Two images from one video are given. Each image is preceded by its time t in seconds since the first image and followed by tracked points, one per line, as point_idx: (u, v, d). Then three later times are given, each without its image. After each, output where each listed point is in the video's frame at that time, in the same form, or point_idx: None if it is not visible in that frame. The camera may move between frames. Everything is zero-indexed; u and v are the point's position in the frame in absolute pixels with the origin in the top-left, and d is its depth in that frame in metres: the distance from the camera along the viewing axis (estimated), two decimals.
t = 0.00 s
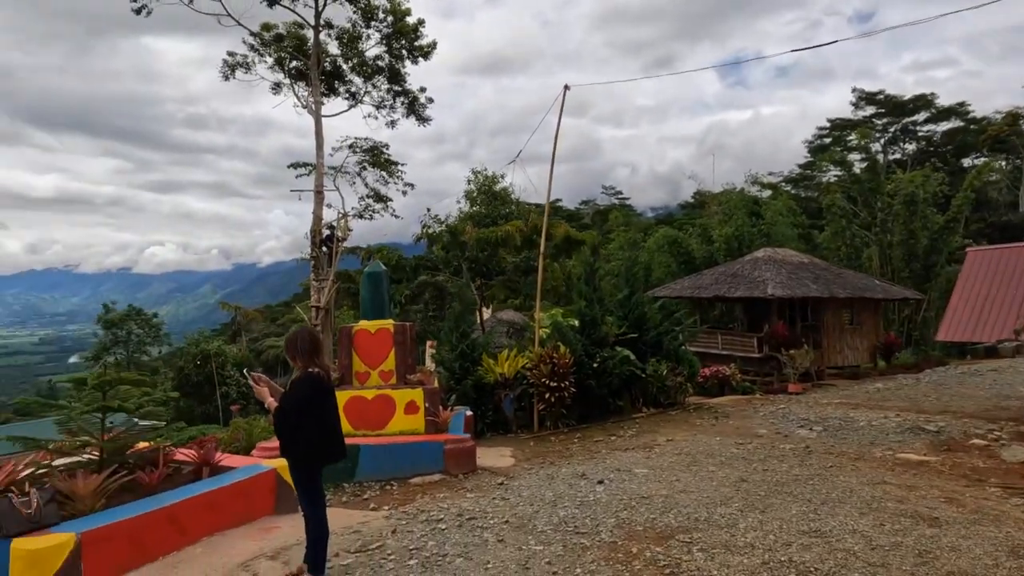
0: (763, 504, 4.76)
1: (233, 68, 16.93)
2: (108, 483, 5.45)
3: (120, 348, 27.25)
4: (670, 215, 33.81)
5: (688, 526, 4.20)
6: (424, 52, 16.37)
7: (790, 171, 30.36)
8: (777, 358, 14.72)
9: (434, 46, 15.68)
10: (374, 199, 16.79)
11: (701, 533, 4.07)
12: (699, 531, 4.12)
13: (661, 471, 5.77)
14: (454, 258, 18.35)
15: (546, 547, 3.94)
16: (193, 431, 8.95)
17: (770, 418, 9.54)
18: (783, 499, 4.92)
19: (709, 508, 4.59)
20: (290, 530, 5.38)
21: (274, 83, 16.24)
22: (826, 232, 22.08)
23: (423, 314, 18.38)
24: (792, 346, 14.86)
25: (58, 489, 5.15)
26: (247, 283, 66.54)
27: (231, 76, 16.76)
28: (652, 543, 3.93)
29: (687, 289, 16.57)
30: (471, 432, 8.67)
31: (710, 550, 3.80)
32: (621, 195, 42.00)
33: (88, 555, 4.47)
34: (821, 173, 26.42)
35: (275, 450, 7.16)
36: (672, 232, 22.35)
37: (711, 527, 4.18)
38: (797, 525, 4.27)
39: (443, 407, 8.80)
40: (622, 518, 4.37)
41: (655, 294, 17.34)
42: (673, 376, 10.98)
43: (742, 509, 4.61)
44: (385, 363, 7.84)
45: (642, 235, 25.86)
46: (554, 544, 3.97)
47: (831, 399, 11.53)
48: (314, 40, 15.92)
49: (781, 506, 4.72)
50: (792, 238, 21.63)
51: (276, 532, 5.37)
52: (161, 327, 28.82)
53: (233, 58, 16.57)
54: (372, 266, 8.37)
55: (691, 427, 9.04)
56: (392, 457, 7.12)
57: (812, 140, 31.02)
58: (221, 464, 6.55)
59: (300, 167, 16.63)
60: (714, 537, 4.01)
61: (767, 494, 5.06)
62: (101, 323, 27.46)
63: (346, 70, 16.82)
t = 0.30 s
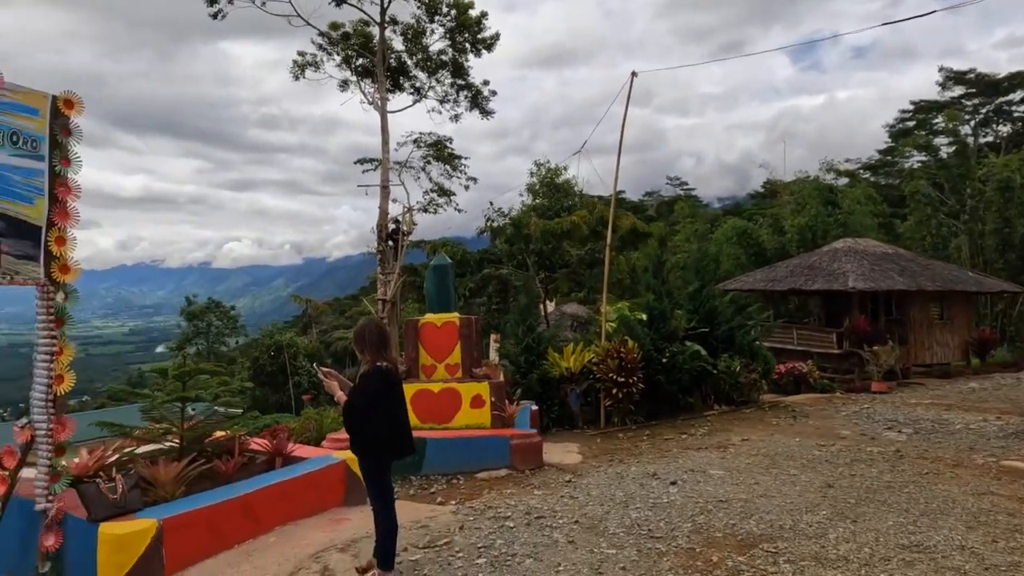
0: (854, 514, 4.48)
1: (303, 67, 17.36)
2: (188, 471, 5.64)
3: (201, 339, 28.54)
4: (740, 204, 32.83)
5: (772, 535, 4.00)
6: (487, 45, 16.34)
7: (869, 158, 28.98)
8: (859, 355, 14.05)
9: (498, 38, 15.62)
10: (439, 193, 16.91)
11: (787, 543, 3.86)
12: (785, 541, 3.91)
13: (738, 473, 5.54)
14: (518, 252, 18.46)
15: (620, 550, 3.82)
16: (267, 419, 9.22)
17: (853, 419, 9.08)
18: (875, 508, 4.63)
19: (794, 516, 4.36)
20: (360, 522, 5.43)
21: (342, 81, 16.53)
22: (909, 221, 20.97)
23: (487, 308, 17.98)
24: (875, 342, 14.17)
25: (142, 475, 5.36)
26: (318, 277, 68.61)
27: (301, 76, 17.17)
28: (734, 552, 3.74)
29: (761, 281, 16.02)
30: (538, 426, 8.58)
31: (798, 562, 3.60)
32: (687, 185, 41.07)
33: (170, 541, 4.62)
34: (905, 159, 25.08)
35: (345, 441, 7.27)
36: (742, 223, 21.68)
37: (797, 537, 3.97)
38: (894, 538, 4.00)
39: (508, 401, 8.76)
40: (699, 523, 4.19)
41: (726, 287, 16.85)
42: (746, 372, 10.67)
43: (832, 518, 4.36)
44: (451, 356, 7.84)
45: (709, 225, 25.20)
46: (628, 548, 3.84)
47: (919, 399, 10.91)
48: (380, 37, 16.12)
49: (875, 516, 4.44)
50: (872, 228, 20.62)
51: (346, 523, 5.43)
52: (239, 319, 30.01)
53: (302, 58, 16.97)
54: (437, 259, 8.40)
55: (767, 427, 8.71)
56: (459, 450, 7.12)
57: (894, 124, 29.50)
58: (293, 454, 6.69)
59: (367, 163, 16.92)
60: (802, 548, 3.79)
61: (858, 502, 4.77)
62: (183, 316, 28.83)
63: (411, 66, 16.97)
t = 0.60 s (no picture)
0: (954, 523, 4.17)
1: (369, 62, 17.61)
2: (260, 457, 5.78)
3: (275, 328, 29.57)
4: (815, 191, 31.54)
5: (861, 543, 3.75)
6: (551, 33, 16.14)
7: (959, 140, 27.29)
8: (951, 350, 13.25)
9: (561, 26, 15.40)
10: (502, 184, 16.87)
11: (880, 552, 3.61)
12: (876, 549, 3.66)
13: (820, 474, 5.26)
14: (583, 243, 18.02)
15: (694, 552, 3.65)
16: (336, 407, 9.41)
17: (944, 419, 8.53)
18: (978, 517, 4.29)
19: (886, 523, 4.08)
20: (426, 511, 5.44)
21: (407, 74, 16.67)
22: (1004, 207, 19.63)
23: (551, 299, 17.96)
24: (969, 336, 13.41)
25: (217, 459, 5.51)
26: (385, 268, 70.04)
27: (367, 70, 17.41)
28: (820, 559, 3.53)
29: (841, 272, 15.31)
30: (603, 420, 8.44)
31: (892, 574, 3.35)
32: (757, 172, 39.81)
33: (243, 524, 4.73)
34: (999, 141, 23.48)
35: (410, 431, 7.30)
36: (818, 211, 20.80)
37: (890, 546, 3.71)
38: (1001, 551, 3.69)
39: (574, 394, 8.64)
40: (779, 527, 3.98)
41: (802, 277, 16.20)
42: (824, 367, 10.28)
43: (929, 527, 4.06)
44: (516, 347, 7.76)
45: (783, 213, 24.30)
46: (703, 550, 3.68)
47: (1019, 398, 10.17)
48: (444, 29, 16.16)
49: (978, 526, 4.11)
50: (962, 214, 19.37)
51: (413, 513, 5.44)
52: (310, 310, 30.93)
53: (369, 53, 17.22)
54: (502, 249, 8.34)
55: (848, 425, 8.28)
56: (524, 443, 7.05)
57: (987, 103, 27.67)
58: (361, 443, 6.76)
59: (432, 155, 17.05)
60: (896, 559, 3.54)
61: (957, 510, 4.44)
62: (259, 306, 29.92)
63: (474, 57, 16.95)
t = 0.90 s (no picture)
0: None
1: (428, 53, 17.65)
2: (317, 442, 5.82)
3: (338, 318, 30.24)
4: (890, 177, 30.08)
5: (950, 552, 3.45)
6: (610, 17, 15.78)
7: None
8: None
9: (620, 9, 15.04)
10: (560, 173, 16.66)
11: (972, 564, 3.31)
12: (968, 559, 3.37)
13: (900, 475, 4.92)
14: (644, 230, 17.90)
15: (761, 555, 3.44)
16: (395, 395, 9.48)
17: None
18: None
19: (977, 531, 3.76)
20: (481, 501, 5.37)
21: (464, 63, 16.62)
22: None
23: (610, 289, 17.65)
24: None
25: (276, 444, 5.57)
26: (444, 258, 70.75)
27: (426, 61, 17.46)
28: (903, 568, 3.26)
29: (921, 260, 14.50)
30: (664, 412, 8.20)
31: None
32: (826, 158, 38.28)
33: (299, 509, 4.76)
34: None
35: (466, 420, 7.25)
36: (894, 197, 19.80)
37: (984, 556, 3.40)
38: None
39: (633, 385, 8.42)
40: (856, 531, 3.72)
41: (878, 266, 15.43)
42: (903, 361, 9.74)
43: None
44: (573, 336, 7.60)
45: (855, 200, 23.25)
46: (771, 554, 3.46)
47: None
48: (501, 17, 16.01)
49: None
50: None
51: (467, 502, 5.37)
52: (372, 299, 31.48)
53: (427, 43, 17.25)
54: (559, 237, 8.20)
55: (929, 423, 7.79)
56: (581, 434, 6.91)
57: None
58: (416, 430, 6.74)
59: (489, 145, 16.99)
60: (992, 571, 3.23)
61: None
62: (323, 295, 30.67)
63: (532, 45, 16.75)
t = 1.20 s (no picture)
0: None
1: (486, 42, 17.54)
2: (371, 432, 5.79)
3: (399, 308, 30.64)
4: (974, 162, 28.38)
5: None
6: None
7: None
8: None
9: None
10: (619, 161, 16.31)
11: None
12: None
13: (992, 484, 4.52)
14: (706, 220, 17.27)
15: (836, 567, 3.18)
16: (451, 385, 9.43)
17: None
18: None
19: None
20: (534, 496, 5.23)
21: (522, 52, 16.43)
22: None
23: (671, 279, 17.24)
24: None
25: (330, 433, 5.56)
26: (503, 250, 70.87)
27: (483, 51, 17.35)
28: None
29: (1010, 250, 13.56)
30: (727, 409, 7.88)
31: None
32: (903, 143, 36.45)
33: (352, 499, 4.73)
34: None
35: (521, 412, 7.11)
36: (981, 183, 18.61)
37: None
38: None
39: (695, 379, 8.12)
40: (945, 545, 3.40)
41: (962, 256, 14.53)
42: (992, 358, 9.09)
43: None
44: (631, 328, 7.36)
45: (937, 186, 22.00)
46: (847, 566, 3.19)
47: None
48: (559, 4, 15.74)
49: None
50: None
51: (520, 497, 5.24)
52: (431, 290, 31.77)
53: (485, 33, 17.14)
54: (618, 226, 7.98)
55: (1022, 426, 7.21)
56: (639, 429, 6.69)
57: None
58: (470, 422, 6.65)
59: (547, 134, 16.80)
60: None
61: None
62: (384, 286, 31.16)
63: (591, 31, 16.42)
